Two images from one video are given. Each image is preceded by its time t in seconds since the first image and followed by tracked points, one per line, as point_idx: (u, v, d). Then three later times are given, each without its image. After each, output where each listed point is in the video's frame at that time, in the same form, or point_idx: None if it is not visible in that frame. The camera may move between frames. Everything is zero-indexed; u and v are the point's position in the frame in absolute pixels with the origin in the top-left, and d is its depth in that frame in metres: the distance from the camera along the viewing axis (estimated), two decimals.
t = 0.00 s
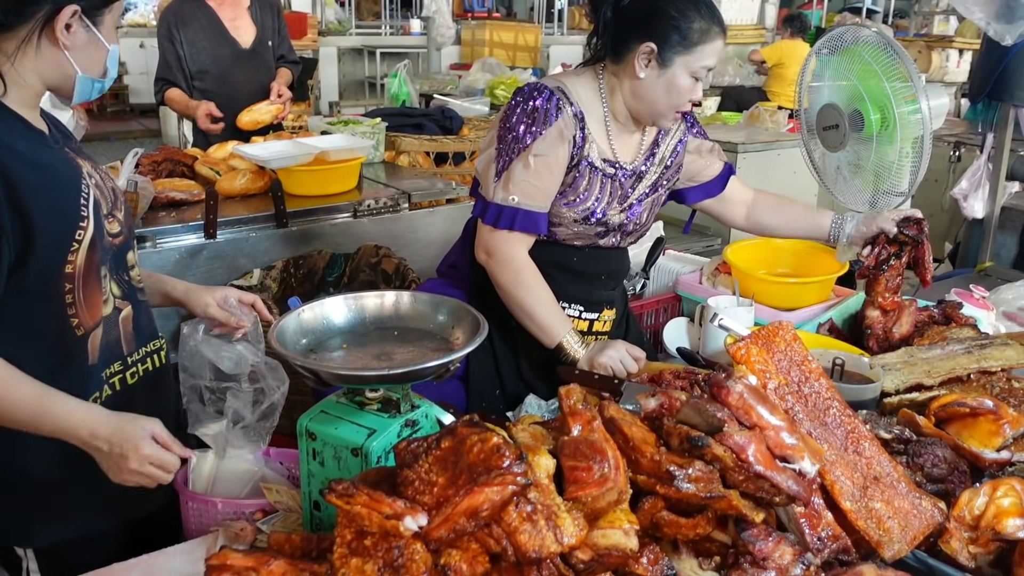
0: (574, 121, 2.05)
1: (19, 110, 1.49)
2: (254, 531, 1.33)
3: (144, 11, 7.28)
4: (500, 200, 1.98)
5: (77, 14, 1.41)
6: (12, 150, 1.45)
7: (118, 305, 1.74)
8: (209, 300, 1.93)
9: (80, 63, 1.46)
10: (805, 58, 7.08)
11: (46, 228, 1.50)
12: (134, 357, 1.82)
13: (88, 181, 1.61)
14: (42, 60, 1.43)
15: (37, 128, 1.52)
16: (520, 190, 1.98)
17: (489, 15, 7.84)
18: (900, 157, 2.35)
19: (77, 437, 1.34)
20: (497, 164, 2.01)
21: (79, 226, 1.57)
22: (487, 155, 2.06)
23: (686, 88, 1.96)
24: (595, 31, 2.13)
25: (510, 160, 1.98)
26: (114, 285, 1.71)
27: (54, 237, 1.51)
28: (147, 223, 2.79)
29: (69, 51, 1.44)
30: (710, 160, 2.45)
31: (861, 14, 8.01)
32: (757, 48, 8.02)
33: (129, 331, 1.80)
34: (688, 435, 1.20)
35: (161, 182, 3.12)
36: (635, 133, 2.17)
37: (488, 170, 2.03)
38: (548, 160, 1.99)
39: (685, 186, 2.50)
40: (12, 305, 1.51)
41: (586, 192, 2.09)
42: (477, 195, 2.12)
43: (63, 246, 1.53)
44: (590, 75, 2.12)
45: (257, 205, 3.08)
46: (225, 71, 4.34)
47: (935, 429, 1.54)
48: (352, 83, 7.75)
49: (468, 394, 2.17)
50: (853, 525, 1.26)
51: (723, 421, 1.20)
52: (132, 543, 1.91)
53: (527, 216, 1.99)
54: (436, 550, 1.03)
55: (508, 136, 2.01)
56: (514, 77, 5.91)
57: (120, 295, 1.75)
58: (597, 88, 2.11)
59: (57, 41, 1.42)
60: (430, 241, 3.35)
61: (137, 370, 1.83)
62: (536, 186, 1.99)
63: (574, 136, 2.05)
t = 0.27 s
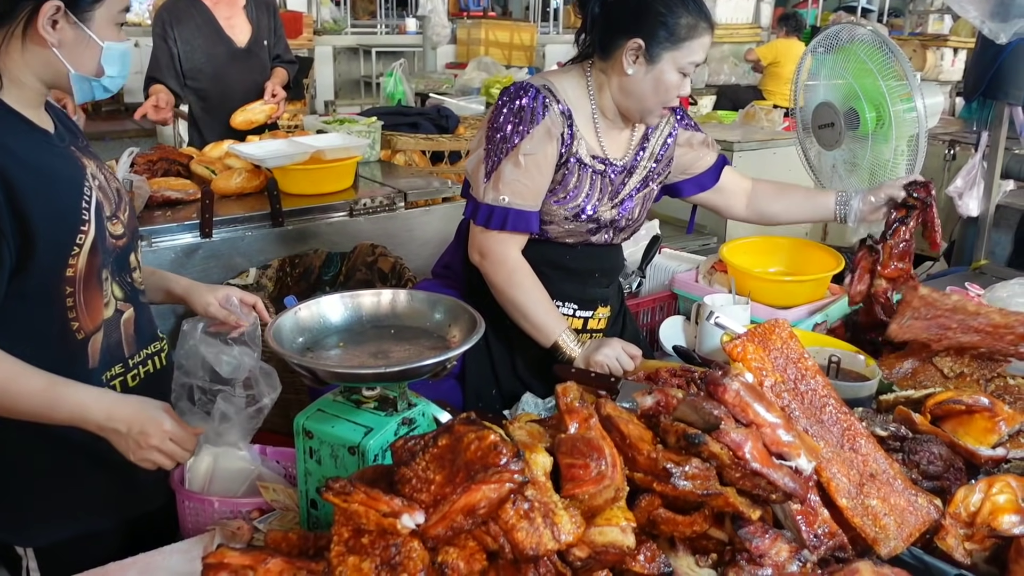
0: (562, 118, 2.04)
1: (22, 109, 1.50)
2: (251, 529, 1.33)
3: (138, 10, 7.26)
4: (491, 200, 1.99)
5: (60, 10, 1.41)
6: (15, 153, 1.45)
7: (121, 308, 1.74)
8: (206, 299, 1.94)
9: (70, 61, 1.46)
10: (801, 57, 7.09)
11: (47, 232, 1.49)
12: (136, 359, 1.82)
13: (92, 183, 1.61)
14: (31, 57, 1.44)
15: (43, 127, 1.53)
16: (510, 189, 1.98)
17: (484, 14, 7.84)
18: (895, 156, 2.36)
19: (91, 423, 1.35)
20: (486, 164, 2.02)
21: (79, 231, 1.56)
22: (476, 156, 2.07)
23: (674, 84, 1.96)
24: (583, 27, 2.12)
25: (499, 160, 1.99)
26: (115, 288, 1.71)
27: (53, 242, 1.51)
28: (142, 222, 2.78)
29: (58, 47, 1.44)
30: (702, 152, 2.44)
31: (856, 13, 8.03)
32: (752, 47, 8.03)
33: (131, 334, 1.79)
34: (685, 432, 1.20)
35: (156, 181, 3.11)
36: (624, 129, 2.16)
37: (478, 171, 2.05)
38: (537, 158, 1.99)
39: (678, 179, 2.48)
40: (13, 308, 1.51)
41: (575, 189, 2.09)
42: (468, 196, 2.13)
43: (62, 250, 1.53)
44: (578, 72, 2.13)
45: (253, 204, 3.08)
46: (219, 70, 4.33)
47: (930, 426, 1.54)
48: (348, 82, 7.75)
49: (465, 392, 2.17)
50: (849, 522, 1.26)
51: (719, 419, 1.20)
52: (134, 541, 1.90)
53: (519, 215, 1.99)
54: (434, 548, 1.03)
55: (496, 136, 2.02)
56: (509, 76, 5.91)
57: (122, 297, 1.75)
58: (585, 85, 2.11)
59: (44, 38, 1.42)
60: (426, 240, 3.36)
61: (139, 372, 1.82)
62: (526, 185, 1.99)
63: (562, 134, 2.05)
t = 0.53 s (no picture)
0: (546, 119, 2.05)
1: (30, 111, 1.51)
2: (248, 531, 1.33)
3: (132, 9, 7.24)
4: (479, 206, 1.98)
5: (58, 13, 1.39)
6: (24, 163, 1.45)
7: (129, 313, 1.74)
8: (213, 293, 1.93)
9: (71, 64, 1.44)
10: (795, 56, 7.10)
11: (55, 241, 1.50)
12: (146, 365, 1.83)
13: (102, 186, 1.62)
14: (35, 61, 1.43)
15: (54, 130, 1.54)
16: (497, 194, 1.98)
17: (479, 14, 7.83)
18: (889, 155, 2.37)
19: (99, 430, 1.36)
20: (473, 169, 2.02)
21: (89, 239, 1.57)
22: (462, 161, 2.07)
23: (659, 81, 1.97)
24: (566, 24, 2.13)
25: (485, 166, 1.99)
26: (125, 293, 1.71)
27: (62, 251, 1.52)
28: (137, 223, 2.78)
29: (58, 50, 1.42)
30: (680, 144, 2.48)
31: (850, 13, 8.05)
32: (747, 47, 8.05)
33: (139, 339, 1.80)
34: (682, 432, 1.20)
35: (151, 181, 3.10)
36: (609, 125, 2.17)
37: (465, 176, 2.04)
38: (522, 161, 1.99)
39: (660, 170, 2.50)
40: (21, 315, 1.52)
41: (564, 189, 2.09)
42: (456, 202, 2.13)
43: (70, 259, 1.54)
44: (561, 72, 2.12)
45: (248, 204, 3.07)
46: (213, 69, 4.32)
47: (926, 425, 1.54)
48: (343, 82, 7.74)
49: (461, 394, 2.17)
50: (845, 522, 1.26)
51: (716, 419, 1.20)
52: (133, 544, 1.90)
53: (507, 220, 1.98)
54: (431, 549, 1.03)
55: (481, 141, 2.02)
56: (505, 76, 5.91)
57: (131, 302, 1.75)
58: (569, 85, 2.11)
59: (45, 42, 1.40)
60: (422, 240, 3.36)
61: (146, 377, 1.83)
62: (513, 189, 1.98)
63: (548, 135, 2.05)
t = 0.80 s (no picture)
0: (538, 121, 2.04)
1: (42, 115, 1.51)
2: (247, 531, 1.33)
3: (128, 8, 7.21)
4: (474, 210, 1.99)
5: (70, 22, 1.37)
6: (40, 172, 1.47)
7: (133, 317, 1.74)
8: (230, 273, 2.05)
9: (81, 73, 1.43)
10: (792, 57, 7.11)
11: (66, 250, 1.52)
12: (151, 368, 1.83)
13: (115, 191, 1.64)
14: (45, 68, 1.43)
15: (68, 134, 1.55)
16: (492, 198, 1.98)
17: (476, 14, 7.83)
18: (888, 155, 2.37)
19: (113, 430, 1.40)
20: (466, 174, 2.01)
21: (100, 246, 1.59)
22: (454, 166, 2.05)
23: (651, 81, 1.98)
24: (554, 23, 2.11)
25: (479, 170, 1.98)
26: (131, 297, 1.72)
27: (74, 259, 1.54)
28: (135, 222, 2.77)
29: (70, 58, 1.41)
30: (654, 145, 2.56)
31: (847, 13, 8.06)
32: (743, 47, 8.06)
33: (143, 342, 1.80)
34: (682, 433, 1.20)
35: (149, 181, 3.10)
36: (600, 123, 2.17)
37: (458, 182, 2.03)
38: (516, 165, 1.99)
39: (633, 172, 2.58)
40: (33, 320, 1.54)
41: (559, 190, 2.09)
42: (450, 206, 2.13)
43: (82, 266, 1.56)
44: (550, 73, 2.11)
45: (247, 204, 3.07)
46: (212, 68, 4.30)
47: (924, 425, 1.55)
48: (340, 81, 7.72)
49: (460, 394, 2.18)
50: (845, 522, 1.26)
51: (715, 419, 1.21)
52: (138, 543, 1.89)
53: (502, 224, 1.99)
54: (432, 549, 1.03)
55: (474, 145, 2.01)
56: (502, 76, 5.91)
57: (136, 306, 1.75)
58: (559, 85, 2.10)
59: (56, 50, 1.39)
60: (420, 240, 3.36)
61: (153, 382, 1.83)
62: (509, 193, 1.98)
63: (540, 137, 2.04)
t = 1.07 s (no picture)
0: (535, 121, 2.03)
1: (47, 119, 1.50)
2: (246, 531, 1.33)
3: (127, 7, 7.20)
4: (471, 211, 1.98)
5: (73, 36, 1.33)
6: (61, 186, 1.47)
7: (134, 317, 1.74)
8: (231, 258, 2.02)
9: (73, 86, 1.38)
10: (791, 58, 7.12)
11: (81, 258, 1.52)
12: (151, 368, 1.83)
13: (119, 194, 1.64)
14: (43, 73, 1.39)
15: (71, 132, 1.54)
16: (490, 199, 1.97)
17: (475, 14, 7.82)
18: (886, 156, 2.37)
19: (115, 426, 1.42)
20: (463, 175, 2.01)
21: (111, 253, 1.60)
22: (453, 166, 2.06)
23: (648, 82, 1.99)
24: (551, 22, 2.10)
25: (475, 171, 1.98)
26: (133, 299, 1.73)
27: (87, 266, 1.54)
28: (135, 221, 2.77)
29: (65, 70, 1.37)
30: (643, 151, 2.52)
31: (845, 15, 8.07)
32: (742, 49, 8.07)
33: (144, 342, 1.79)
34: (682, 433, 1.20)
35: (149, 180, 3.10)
36: (596, 122, 2.17)
37: (456, 182, 2.04)
38: (512, 165, 1.98)
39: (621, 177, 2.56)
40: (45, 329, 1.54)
41: (557, 190, 2.09)
42: (447, 208, 2.13)
43: (93, 272, 1.56)
44: (546, 73, 2.11)
45: (246, 203, 3.06)
46: (212, 68, 4.30)
47: (924, 426, 1.55)
48: (338, 81, 7.72)
49: (459, 394, 2.18)
50: (845, 523, 1.26)
51: (716, 419, 1.21)
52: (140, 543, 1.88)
53: (499, 223, 1.98)
54: (432, 549, 1.03)
55: (471, 145, 2.01)
56: (501, 76, 5.91)
57: (137, 306, 1.75)
58: (556, 85, 2.10)
59: (54, 58, 1.36)
60: (419, 240, 3.36)
61: (152, 381, 1.83)
62: (505, 193, 1.98)
63: (537, 138, 2.04)
